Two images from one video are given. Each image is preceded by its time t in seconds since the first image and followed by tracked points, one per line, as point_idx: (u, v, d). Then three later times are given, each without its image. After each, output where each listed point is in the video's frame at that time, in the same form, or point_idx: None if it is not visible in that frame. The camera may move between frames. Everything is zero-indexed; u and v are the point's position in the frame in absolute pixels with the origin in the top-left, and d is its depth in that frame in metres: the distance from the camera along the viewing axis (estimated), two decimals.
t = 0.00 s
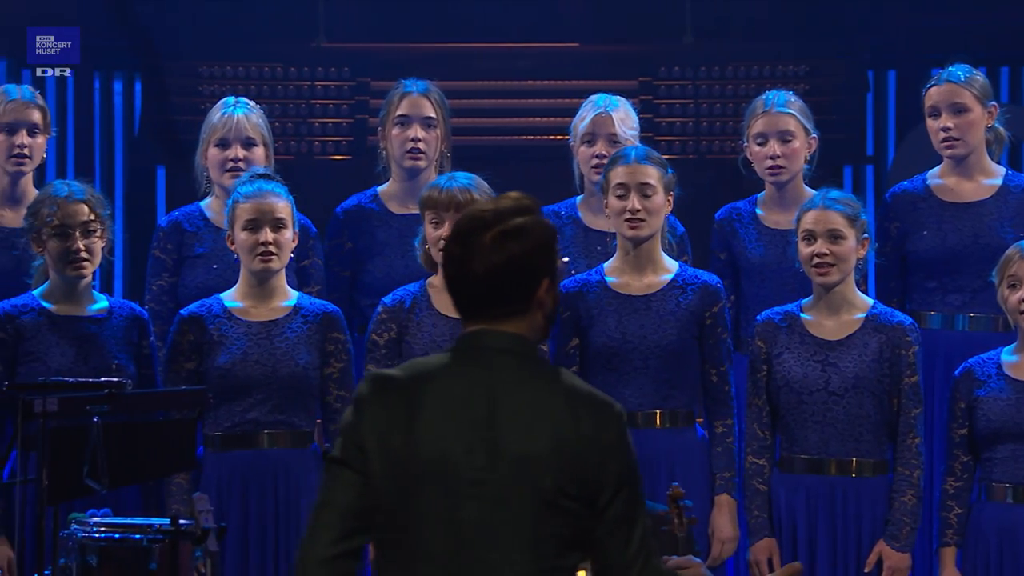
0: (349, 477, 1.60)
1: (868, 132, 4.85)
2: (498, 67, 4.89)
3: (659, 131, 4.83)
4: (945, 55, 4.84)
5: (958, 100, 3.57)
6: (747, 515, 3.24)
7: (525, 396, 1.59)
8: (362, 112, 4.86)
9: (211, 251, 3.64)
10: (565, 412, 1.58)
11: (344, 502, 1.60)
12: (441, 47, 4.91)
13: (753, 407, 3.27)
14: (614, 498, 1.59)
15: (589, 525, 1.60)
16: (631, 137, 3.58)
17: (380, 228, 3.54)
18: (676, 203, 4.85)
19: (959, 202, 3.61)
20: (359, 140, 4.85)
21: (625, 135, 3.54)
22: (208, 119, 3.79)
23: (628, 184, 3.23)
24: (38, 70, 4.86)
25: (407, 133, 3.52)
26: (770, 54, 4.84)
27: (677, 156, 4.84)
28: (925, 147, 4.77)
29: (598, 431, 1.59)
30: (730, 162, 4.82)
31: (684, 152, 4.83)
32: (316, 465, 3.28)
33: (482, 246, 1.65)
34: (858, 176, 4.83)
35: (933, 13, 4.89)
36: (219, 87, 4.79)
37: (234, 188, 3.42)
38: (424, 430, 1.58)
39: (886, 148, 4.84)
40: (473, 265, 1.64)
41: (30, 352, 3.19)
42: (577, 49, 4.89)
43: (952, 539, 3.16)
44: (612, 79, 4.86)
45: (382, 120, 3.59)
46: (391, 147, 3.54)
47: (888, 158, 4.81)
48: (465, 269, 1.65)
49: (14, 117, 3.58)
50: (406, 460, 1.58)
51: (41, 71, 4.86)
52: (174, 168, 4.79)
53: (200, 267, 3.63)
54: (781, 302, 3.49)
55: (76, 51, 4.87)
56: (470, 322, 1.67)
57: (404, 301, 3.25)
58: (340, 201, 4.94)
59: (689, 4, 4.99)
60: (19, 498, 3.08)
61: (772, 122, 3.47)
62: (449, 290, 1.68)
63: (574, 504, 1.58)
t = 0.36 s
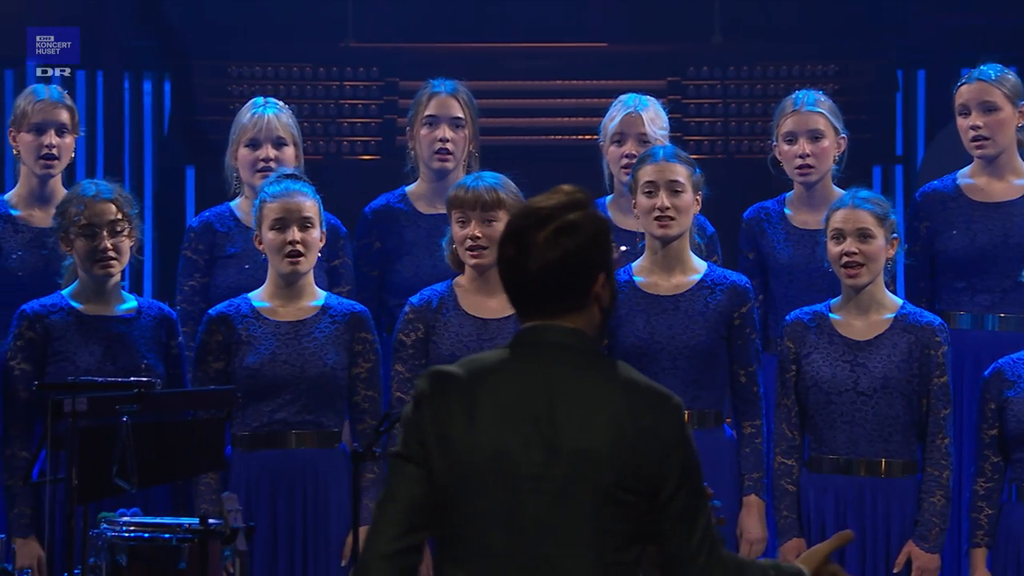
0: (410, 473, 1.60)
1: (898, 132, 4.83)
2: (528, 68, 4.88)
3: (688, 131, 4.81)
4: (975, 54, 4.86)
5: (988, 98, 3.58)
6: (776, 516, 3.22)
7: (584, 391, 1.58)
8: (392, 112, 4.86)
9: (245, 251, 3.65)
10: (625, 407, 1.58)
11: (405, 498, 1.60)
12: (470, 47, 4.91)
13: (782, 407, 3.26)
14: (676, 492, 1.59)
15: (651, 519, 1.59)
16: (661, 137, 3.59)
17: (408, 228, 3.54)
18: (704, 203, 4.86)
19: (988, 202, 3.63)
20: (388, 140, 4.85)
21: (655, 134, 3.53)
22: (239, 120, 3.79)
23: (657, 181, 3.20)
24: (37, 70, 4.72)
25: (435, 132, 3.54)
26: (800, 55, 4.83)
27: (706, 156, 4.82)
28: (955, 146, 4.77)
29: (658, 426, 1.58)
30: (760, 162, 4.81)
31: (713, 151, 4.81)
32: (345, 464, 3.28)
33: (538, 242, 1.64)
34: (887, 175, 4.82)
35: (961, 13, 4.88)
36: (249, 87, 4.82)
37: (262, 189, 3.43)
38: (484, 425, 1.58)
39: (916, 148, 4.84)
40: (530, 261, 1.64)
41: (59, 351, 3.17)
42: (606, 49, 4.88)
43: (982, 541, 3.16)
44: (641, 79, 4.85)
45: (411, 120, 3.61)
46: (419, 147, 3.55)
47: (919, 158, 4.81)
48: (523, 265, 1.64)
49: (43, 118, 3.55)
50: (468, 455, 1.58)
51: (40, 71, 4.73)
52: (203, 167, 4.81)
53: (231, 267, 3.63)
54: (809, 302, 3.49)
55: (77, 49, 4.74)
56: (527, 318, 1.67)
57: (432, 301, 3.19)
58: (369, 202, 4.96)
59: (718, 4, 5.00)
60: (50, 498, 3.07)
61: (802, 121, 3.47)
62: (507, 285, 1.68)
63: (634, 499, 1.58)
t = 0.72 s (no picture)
0: (449, 472, 1.58)
1: (926, 132, 4.84)
2: (557, 67, 4.89)
3: (716, 130, 4.83)
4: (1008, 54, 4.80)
5: (1018, 99, 3.59)
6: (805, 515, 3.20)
7: (621, 388, 1.56)
8: (419, 113, 4.88)
9: (277, 250, 3.64)
10: (664, 403, 1.55)
11: (444, 498, 1.58)
12: (497, 47, 4.93)
13: (810, 407, 3.25)
14: (717, 488, 1.55)
15: (691, 516, 1.55)
16: (689, 137, 3.64)
17: (436, 227, 3.54)
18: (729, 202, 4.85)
19: (1019, 202, 3.64)
20: (416, 140, 4.85)
21: (683, 134, 3.60)
22: (271, 119, 3.73)
23: (683, 181, 3.19)
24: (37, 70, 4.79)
25: (463, 133, 3.55)
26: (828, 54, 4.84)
27: (734, 156, 4.83)
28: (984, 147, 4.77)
29: (697, 423, 1.55)
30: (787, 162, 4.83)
31: (741, 151, 4.83)
32: (372, 463, 3.26)
33: (574, 240, 1.62)
34: (916, 175, 4.81)
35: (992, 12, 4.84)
36: (277, 88, 4.82)
37: (288, 189, 3.43)
38: (522, 424, 1.56)
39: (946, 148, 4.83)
40: (566, 259, 1.61)
41: (87, 351, 3.17)
42: (633, 48, 4.91)
43: (1012, 542, 3.11)
44: (668, 79, 4.87)
45: (439, 120, 3.62)
46: (447, 147, 3.57)
47: (947, 157, 4.81)
48: (558, 264, 1.62)
49: (71, 117, 3.55)
50: (506, 454, 1.56)
51: (40, 71, 4.79)
52: (231, 166, 4.83)
53: (264, 266, 3.63)
54: (838, 302, 3.49)
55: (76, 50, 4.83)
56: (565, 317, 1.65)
57: (457, 301, 3.16)
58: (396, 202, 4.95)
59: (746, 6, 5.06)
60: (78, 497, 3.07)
61: (830, 121, 3.47)
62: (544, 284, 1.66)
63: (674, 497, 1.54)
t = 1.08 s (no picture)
0: (482, 474, 1.61)
1: (954, 132, 4.83)
2: (585, 67, 4.89)
3: (744, 130, 4.84)
4: None
5: None
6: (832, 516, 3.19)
7: (649, 387, 1.58)
8: (447, 113, 4.89)
9: (308, 251, 3.61)
10: (693, 402, 1.57)
11: (477, 498, 1.61)
12: (525, 48, 4.93)
13: (837, 408, 3.23)
14: (748, 485, 1.56)
15: (724, 512, 1.58)
16: (718, 136, 3.70)
17: (464, 227, 3.55)
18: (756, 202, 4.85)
19: None
20: (444, 140, 4.86)
21: (711, 134, 3.66)
22: (304, 121, 3.71)
23: (710, 181, 3.18)
24: (37, 70, 4.74)
25: (491, 132, 3.56)
26: (855, 53, 4.86)
27: (762, 156, 4.82)
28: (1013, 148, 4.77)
29: (727, 421, 1.57)
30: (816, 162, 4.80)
31: (769, 151, 4.82)
32: (400, 463, 3.25)
33: (601, 239, 1.64)
34: (945, 176, 4.81)
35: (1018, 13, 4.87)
36: (305, 87, 4.85)
37: (315, 189, 3.42)
38: (552, 424, 1.58)
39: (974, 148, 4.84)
40: (594, 258, 1.64)
41: (116, 350, 3.17)
42: (660, 49, 4.91)
43: None
44: (695, 79, 4.87)
45: (466, 120, 3.63)
46: (475, 147, 3.58)
47: (976, 157, 4.81)
48: (587, 263, 1.64)
49: (99, 117, 3.57)
50: (537, 453, 1.58)
51: (40, 71, 4.75)
52: (259, 166, 4.85)
53: (297, 267, 3.60)
54: (867, 302, 3.49)
55: (76, 50, 4.77)
56: (595, 315, 1.67)
57: (485, 301, 3.16)
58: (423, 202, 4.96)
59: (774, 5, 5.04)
60: (107, 498, 3.07)
61: (857, 121, 3.50)
62: (574, 282, 1.68)
63: (704, 494, 1.56)
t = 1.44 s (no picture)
0: (513, 476, 1.62)
1: (985, 133, 4.82)
2: (613, 67, 4.90)
3: (772, 130, 4.84)
4: None
5: None
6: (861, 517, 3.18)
7: (680, 389, 1.58)
8: (475, 113, 4.90)
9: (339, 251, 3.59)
10: (724, 402, 1.57)
11: (508, 499, 1.62)
12: (555, 47, 4.92)
13: (865, 408, 3.23)
14: (779, 483, 1.57)
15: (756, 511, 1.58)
16: (745, 137, 3.73)
17: (493, 227, 3.55)
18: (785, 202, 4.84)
19: None
20: (471, 140, 4.88)
21: (739, 134, 3.69)
22: (334, 121, 3.71)
23: (736, 182, 3.17)
24: (36, 70, 4.70)
25: (520, 133, 3.56)
26: (885, 54, 4.84)
27: (791, 156, 4.83)
28: None
29: (758, 421, 1.57)
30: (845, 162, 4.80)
31: (797, 151, 4.82)
32: (427, 464, 3.24)
33: (631, 238, 1.64)
34: (974, 176, 4.80)
35: None
36: (333, 88, 4.86)
37: (342, 189, 3.41)
38: (583, 425, 1.59)
39: (1003, 148, 4.83)
40: (625, 257, 1.64)
41: (145, 350, 3.18)
42: (688, 48, 4.91)
43: None
44: (723, 79, 4.86)
45: (495, 120, 3.64)
46: (504, 147, 3.58)
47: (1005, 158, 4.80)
48: (618, 262, 1.64)
49: (128, 118, 3.58)
50: (568, 454, 1.59)
51: (40, 71, 4.70)
52: (286, 166, 4.85)
53: (328, 268, 3.59)
54: (895, 302, 3.50)
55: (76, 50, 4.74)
56: (626, 314, 1.67)
57: (514, 301, 3.16)
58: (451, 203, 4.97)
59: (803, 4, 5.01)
60: (136, 497, 3.07)
61: (885, 121, 3.53)
62: (604, 281, 1.68)
63: (736, 494, 1.57)
